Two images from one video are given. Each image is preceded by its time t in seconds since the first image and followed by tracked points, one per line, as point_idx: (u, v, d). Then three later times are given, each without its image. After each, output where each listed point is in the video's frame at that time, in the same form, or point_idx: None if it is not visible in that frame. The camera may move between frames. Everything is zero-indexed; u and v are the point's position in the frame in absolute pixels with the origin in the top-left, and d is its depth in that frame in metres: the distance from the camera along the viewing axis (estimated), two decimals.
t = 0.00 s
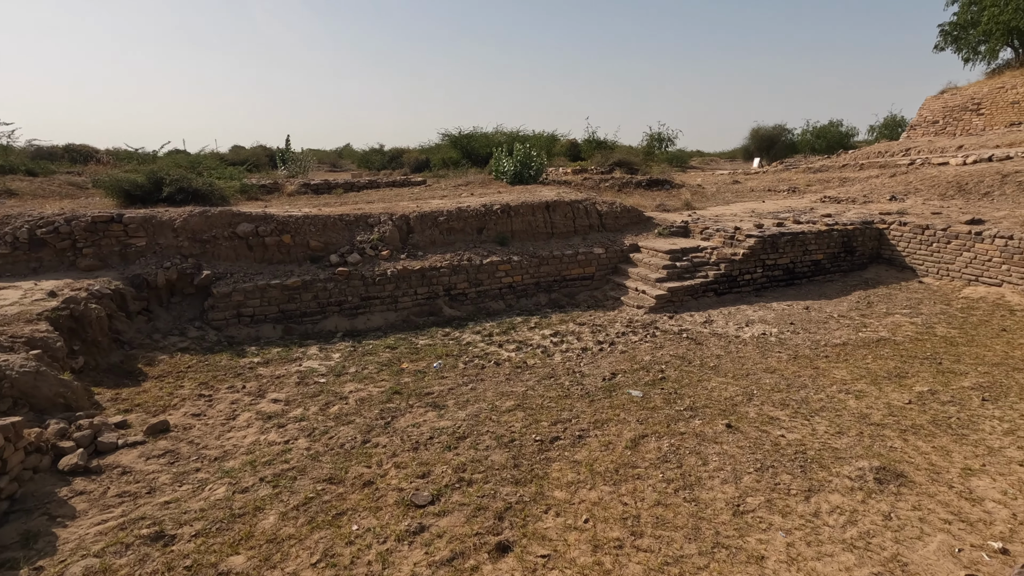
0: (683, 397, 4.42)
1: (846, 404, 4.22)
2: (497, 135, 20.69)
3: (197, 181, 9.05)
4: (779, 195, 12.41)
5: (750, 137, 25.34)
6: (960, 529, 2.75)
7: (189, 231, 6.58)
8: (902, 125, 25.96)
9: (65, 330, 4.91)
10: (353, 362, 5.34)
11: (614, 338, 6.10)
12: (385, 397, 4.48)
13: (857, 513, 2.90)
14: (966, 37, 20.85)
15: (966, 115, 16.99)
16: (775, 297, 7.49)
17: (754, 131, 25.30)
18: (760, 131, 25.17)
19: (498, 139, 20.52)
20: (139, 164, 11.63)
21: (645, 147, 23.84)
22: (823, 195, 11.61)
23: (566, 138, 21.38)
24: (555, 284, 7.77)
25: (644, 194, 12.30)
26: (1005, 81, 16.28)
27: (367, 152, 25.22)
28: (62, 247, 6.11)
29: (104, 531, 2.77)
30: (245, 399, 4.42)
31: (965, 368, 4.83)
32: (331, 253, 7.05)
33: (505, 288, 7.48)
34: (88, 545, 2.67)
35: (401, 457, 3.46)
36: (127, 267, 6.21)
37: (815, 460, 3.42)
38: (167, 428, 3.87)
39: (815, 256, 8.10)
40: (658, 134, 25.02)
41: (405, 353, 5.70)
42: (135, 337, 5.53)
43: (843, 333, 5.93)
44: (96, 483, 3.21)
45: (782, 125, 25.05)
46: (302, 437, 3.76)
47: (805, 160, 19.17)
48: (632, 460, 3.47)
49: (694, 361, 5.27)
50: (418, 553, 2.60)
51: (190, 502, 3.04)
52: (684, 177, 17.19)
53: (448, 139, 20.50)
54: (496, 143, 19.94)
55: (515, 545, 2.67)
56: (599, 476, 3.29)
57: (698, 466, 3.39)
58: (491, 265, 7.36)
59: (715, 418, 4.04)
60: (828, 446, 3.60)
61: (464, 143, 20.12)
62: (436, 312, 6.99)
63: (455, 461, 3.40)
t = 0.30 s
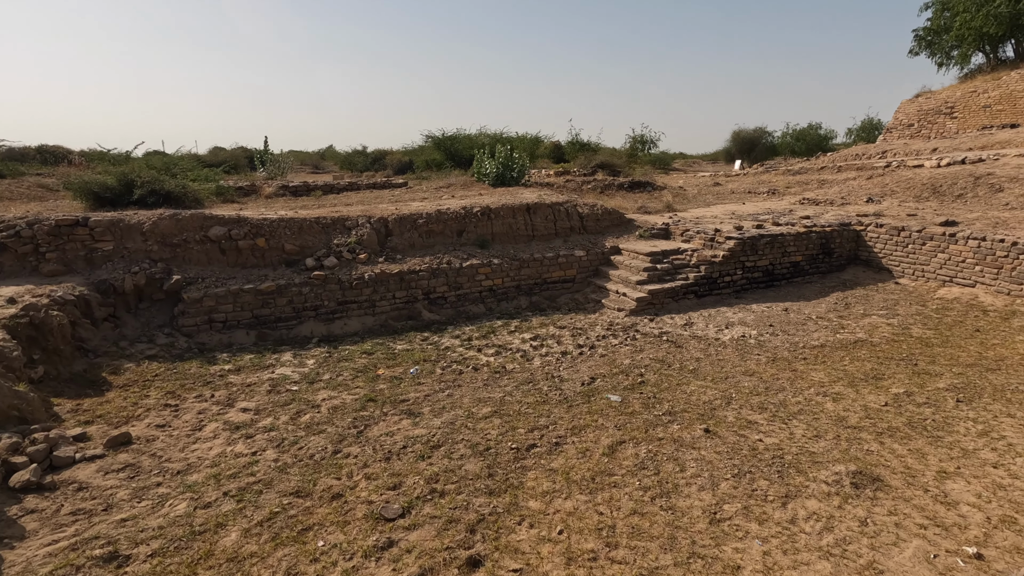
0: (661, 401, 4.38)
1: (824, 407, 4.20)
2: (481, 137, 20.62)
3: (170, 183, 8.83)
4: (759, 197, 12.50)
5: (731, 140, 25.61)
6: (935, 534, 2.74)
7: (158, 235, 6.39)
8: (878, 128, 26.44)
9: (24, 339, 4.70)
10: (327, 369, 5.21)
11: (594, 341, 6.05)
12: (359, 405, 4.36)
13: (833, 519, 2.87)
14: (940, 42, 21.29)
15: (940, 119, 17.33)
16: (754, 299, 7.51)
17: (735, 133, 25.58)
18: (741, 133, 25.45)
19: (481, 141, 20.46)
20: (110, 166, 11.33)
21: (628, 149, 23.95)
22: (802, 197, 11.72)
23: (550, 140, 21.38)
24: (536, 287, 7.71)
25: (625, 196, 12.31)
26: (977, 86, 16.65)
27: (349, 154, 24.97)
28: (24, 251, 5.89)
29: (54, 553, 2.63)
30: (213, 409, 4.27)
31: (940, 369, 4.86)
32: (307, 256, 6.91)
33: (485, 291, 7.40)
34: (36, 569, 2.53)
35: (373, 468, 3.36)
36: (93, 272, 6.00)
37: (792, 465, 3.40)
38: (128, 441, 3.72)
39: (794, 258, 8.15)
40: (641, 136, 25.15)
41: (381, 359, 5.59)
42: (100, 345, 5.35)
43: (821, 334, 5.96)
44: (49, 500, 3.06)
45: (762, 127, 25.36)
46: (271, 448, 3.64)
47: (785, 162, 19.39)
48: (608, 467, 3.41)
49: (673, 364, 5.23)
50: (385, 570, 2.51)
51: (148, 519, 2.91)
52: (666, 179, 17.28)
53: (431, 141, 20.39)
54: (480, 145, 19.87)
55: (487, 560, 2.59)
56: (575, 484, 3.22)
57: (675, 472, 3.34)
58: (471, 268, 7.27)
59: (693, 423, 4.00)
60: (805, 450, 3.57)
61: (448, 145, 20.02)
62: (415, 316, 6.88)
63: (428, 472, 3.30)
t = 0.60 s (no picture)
0: (639, 408, 4.34)
1: (800, 412, 4.20)
2: (465, 138, 20.55)
3: (142, 186, 8.62)
4: (740, 199, 12.58)
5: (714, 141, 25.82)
6: (907, 543, 2.72)
7: (127, 240, 6.22)
8: (858, 130, 26.84)
9: None
10: (301, 377, 5.10)
11: (574, 345, 6.01)
12: (331, 414, 4.26)
13: (806, 529, 2.84)
14: (917, 46, 21.64)
15: (917, 121, 17.61)
16: (734, 302, 7.53)
17: (718, 135, 25.80)
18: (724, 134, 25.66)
19: (466, 142, 20.38)
20: (81, 167, 11.05)
21: (613, 151, 24.02)
22: (782, 199, 11.82)
23: (535, 141, 21.36)
24: (517, 291, 7.65)
25: (608, 198, 12.31)
26: (953, 89, 16.95)
27: (332, 155, 24.71)
28: None
29: None
30: (179, 420, 4.15)
31: (915, 372, 4.89)
32: (283, 261, 6.77)
33: (464, 295, 7.32)
34: None
35: (342, 481, 3.27)
36: (58, 279, 5.82)
37: (767, 472, 3.37)
38: (88, 456, 3.59)
39: (773, 260, 8.18)
40: (625, 137, 25.24)
41: (357, 365, 5.49)
42: (64, 354, 5.18)
43: (798, 337, 5.97)
44: None
45: (745, 129, 25.60)
46: (236, 462, 3.52)
47: (767, 163, 19.57)
48: (583, 477, 3.35)
49: (652, 369, 5.20)
50: None
51: (102, 540, 2.79)
52: (650, 181, 17.34)
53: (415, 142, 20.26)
54: (464, 146, 19.78)
55: None
56: (548, 496, 3.16)
57: (650, 482, 3.30)
58: (450, 272, 7.19)
59: (669, 429, 3.96)
60: (780, 457, 3.55)
61: (432, 146, 19.91)
62: (393, 321, 6.79)
63: (398, 485, 3.22)
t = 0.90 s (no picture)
0: (619, 411, 4.32)
1: (778, 414, 4.21)
2: (451, 139, 20.49)
3: (116, 188, 8.43)
4: (723, 200, 12.67)
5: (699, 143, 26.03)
6: (881, 546, 2.73)
7: (99, 243, 6.07)
8: (838, 132, 27.24)
9: None
10: (277, 383, 5.01)
11: (556, 348, 5.98)
12: (307, 421, 4.18)
13: (783, 533, 2.84)
14: (895, 50, 22.02)
15: (896, 124, 17.91)
16: (716, 303, 7.56)
17: (702, 137, 26.01)
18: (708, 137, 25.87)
19: (451, 143, 20.31)
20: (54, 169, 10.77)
21: (598, 152, 24.09)
22: (764, 200, 11.92)
23: (520, 142, 21.35)
24: (499, 293, 7.61)
25: (592, 199, 12.33)
26: (929, 92, 17.26)
27: (316, 156, 24.45)
28: None
29: None
30: (149, 429, 4.04)
31: (892, 373, 4.94)
32: (261, 264, 6.66)
33: (447, 298, 7.26)
34: None
35: (315, 491, 3.20)
36: (26, 284, 5.66)
37: (746, 476, 3.36)
38: (52, 467, 3.47)
39: (754, 262, 8.24)
40: (610, 139, 25.32)
41: (336, 370, 5.41)
42: (31, 361, 5.03)
43: (779, 339, 6.01)
44: None
45: (728, 131, 25.85)
46: (207, 471, 3.43)
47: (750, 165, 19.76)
48: (561, 483, 3.32)
49: (633, 372, 5.19)
50: None
51: (63, 557, 2.70)
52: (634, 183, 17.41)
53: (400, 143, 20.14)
54: (449, 147, 19.70)
55: None
56: (525, 503, 3.13)
57: (628, 487, 3.27)
58: (432, 275, 7.13)
59: (649, 433, 3.95)
60: (758, 460, 3.55)
61: (417, 147, 19.80)
62: (374, 324, 6.71)
63: (372, 493, 3.16)
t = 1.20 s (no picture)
0: (603, 414, 4.29)
1: (761, 415, 4.21)
2: (437, 141, 20.42)
3: (93, 190, 8.25)
4: (707, 203, 12.76)
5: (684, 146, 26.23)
6: (862, 547, 2.73)
7: (73, 246, 5.92)
8: (821, 135, 27.61)
9: None
10: (257, 389, 4.91)
11: (540, 351, 5.95)
12: (286, 427, 4.10)
13: (765, 536, 2.83)
14: (875, 54, 22.37)
15: (876, 127, 18.18)
16: (701, 305, 7.59)
17: (687, 140, 26.22)
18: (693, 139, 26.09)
19: (437, 145, 20.24)
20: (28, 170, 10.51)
21: (584, 155, 24.16)
22: (747, 202, 12.02)
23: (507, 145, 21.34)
24: (484, 296, 7.57)
25: (578, 201, 12.34)
26: (909, 96, 17.55)
27: (301, 158, 24.22)
28: None
29: None
30: (122, 437, 3.93)
31: (873, 373, 4.98)
32: (241, 268, 6.56)
33: (431, 301, 7.20)
34: None
35: (293, 499, 3.13)
36: None
37: (728, 478, 3.35)
38: (18, 479, 3.36)
39: (738, 263, 8.28)
40: (596, 141, 25.40)
41: (317, 375, 5.32)
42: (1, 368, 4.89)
43: (762, 340, 6.03)
44: None
45: (713, 134, 26.09)
46: (181, 481, 3.35)
47: (734, 168, 19.94)
48: (544, 488, 3.28)
49: (618, 375, 5.17)
50: None
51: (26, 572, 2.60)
52: (620, 185, 17.47)
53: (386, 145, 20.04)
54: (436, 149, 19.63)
55: None
56: (507, 508, 3.08)
57: (611, 491, 3.25)
58: (416, 277, 7.06)
59: (633, 436, 3.93)
60: (741, 462, 3.55)
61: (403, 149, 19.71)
62: (357, 328, 6.63)
63: (351, 501, 3.10)
